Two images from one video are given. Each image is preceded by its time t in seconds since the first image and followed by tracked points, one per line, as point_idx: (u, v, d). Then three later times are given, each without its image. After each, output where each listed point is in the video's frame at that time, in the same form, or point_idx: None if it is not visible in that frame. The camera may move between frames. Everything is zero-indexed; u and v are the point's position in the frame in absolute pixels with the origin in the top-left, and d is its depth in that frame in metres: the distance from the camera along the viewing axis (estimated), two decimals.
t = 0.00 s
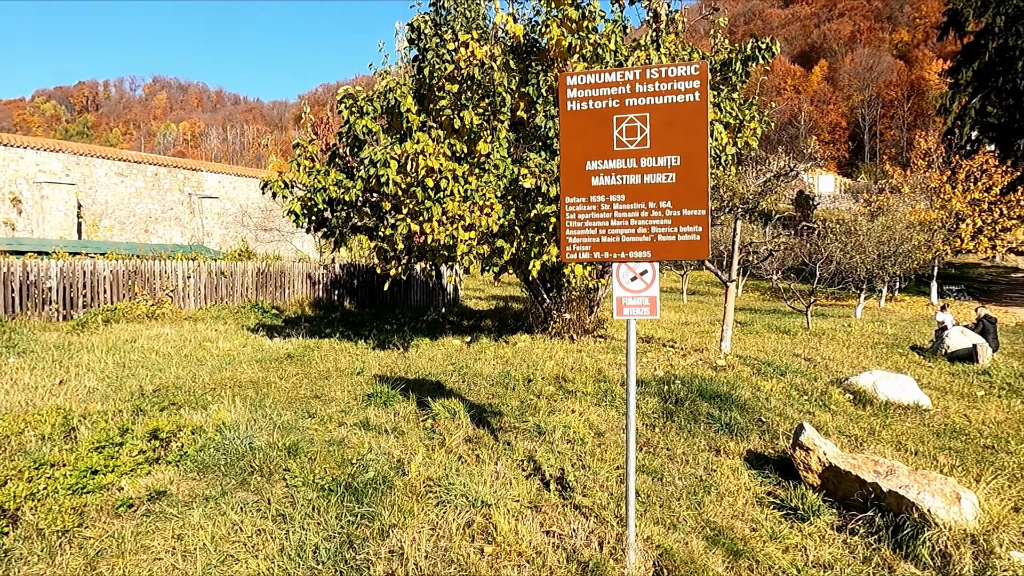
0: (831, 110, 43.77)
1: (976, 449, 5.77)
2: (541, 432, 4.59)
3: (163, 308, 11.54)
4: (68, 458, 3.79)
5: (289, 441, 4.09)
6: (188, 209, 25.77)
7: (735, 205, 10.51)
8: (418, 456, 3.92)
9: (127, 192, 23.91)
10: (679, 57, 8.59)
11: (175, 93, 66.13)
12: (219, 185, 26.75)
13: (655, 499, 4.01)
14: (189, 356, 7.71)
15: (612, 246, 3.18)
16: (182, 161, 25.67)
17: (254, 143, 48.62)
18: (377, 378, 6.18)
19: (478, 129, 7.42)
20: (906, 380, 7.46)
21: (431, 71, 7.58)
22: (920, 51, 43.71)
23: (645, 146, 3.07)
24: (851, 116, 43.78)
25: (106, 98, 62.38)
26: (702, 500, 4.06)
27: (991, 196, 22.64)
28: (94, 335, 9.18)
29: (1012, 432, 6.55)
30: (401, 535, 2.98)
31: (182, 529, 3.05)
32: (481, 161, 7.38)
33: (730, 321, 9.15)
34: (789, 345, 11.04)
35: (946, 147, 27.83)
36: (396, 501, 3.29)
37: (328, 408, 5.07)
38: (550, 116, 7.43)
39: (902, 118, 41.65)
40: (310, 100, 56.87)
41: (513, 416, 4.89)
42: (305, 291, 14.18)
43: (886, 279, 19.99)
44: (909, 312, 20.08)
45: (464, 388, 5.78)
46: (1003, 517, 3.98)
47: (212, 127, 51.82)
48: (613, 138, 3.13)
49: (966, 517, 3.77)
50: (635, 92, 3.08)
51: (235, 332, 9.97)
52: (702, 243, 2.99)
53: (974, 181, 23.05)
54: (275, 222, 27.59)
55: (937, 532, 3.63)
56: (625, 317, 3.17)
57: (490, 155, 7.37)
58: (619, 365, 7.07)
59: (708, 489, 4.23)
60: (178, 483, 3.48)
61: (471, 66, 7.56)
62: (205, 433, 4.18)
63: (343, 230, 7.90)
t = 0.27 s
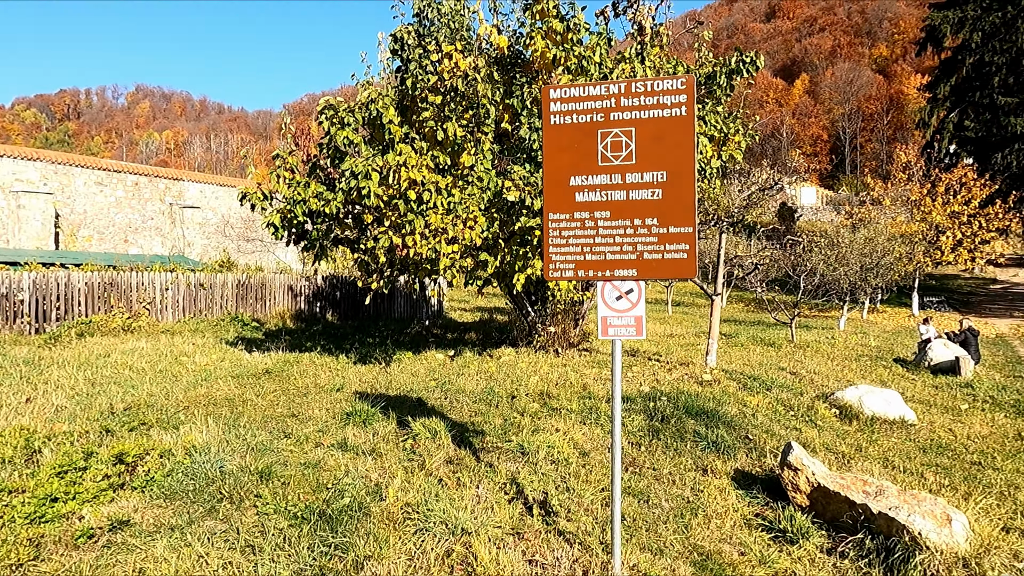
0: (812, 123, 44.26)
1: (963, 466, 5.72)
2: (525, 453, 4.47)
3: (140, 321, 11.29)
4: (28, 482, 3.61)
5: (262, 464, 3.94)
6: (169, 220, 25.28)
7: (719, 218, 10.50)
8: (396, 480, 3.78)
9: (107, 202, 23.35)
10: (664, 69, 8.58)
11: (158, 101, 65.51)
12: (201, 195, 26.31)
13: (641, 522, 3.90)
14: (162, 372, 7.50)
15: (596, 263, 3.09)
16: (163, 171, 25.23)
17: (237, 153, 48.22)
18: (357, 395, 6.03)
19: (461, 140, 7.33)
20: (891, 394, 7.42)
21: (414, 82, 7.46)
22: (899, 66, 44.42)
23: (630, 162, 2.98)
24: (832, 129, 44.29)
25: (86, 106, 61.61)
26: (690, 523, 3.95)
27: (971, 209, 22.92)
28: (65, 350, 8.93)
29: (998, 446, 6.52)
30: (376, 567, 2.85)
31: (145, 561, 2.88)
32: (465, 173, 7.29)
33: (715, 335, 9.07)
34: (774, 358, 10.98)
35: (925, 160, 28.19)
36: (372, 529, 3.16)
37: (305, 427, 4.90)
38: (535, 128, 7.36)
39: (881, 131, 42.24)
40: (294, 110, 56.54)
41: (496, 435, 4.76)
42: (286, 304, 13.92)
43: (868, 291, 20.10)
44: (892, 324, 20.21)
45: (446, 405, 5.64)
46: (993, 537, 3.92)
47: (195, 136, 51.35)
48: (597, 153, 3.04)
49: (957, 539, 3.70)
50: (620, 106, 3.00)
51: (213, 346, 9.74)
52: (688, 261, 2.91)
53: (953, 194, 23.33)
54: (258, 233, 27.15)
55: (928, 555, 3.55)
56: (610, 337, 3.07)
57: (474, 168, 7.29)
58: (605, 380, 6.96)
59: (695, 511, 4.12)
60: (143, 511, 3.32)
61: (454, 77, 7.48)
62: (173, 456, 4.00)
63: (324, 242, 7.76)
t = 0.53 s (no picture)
0: (795, 139, 44.72)
1: (948, 485, 5.64)
2: (503, 477, 4.33)
3: (115, 337, 11.02)
4: None
5: (229, 492, 3.76)
6: (150, 233, 24.75)
7: (704, 234, 10.46)
8: (368, 508, 3.63)
9: (87, 215, 22.75)
10: (647, 85, 8.57)
11: (143, 113, 65.04)
12: (183, 209, 25.82)
13: (622, 550, 3.77)
14: (134, 391, 7.28)
15: (573, 284, 2.98)
16: (145, 184, 24.74)
17: (222, 166, 47.88)
18: (334, 415, 5.87)
19: (443, 155, 7.24)
20: (875, 411, 7.34)
21: (395, 96, 7.36)
22: (880, 84, 45.11)
23: (608, 179, 2.89)
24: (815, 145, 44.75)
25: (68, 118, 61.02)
26: (673, 551, 3.82)
27: (952, 224, 23.15)
28: (34, 367, 8.66)
29: (983, 464, 6.46)
30: None
31: None
32: (447, 188, 7.20)
33: (700, 351, 8.98)
34: (759, 375, 10.90)
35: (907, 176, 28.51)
36: (340, 562, 3.02)
37: (276, 451, 4.73)
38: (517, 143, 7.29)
39: (863, 148, 42.76)
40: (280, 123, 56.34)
41: (474, 459, 4.62)
42: (267, 318, 13.77)
43: (852, 306, 20.17)
44: (876, 338, 20.27)
45: (425, 426, 5.48)
46: (982, 563, 3.82)
47: (179, 149, 50.96)
48: (574, 170, 2.95)
49: (946, 566, 3.55)
50: (597, 122, 2.91)
51: (189, 363, 9.49)
52: (668, 281, 2.83)
53: (934, 210, 23.57)
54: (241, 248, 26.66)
55: None
56: (588, 360, 2.95)
57: (455, 183, 7.20)
58: (588, 399, 6.84)
59: (678, 537, 4.00)
60: (97, 544, 3.14)
61: (436, 92, 7.40)
62: (134, 484, 3.81)
63: (302, 257, 7.61)
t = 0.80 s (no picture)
0: (787, 155, 45.00)
1: (945, 510, 5.51)
2: (487, 506, 4.19)
3: (98, 356, 10.83)
4: None
5: (199, 525, 3.60)
6: (141, 249, 24.30)
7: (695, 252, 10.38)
8: (345, 542, 3.48)
9: (76, 231, 22.38)
10: (637, 103, 8.52)
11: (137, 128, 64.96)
12: (175, 224, 25.36)
13: None
14: (112, 413, 7.10)
15: (555, 309, 2.88)
16: (136, 199, 24.37)
17: (215, 181, 47.73)
18: (316, 439, 5.71)
19: (431, 173, 7.14)
20: (869, 431, 7.20)
21: (381, 113, 7.27)
22: (869, 101, 45.52)
23: (591, 201, 2.80)
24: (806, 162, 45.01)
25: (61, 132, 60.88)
26: None
27: (942, 241, 23.22)
28: (13, 388, 8.46)
29: (979, 488, 6.34)
30: None
31: None
32: (434, 207, 7.10)
33: (692, 371, 8.85)
34: (752, 394, 10.78)
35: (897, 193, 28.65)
36: None
37: (253, 478, 4.57)
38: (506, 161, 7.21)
39: (854, 164, 43.04)
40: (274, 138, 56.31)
41: (459, 486, 4.47)
42: (255, 336, 13.58)
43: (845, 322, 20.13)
44: (869, 355, 20.21)
45: (409, 451, 5.34)
46: None
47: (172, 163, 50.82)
48: (556, 192, 2.86)
49: None
50: (580, 142, 2.82)
51: (172, 383, 9.28)
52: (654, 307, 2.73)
53: (925, 227, 23.65)
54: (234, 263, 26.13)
55: None
56: (571, 390, 2.83)
57: (443, 201, 7.09)
58: (577, 420, 6.71)
59: (668, 569, 3.85)
60: None
61: (424, 109, 7.32)
62: (99, 517, 3.65)
63: (287, 275, 7.49)
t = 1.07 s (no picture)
0: (782, 173, 45.20)
1: (945, 536, 5.40)
2: (477, 535, 4.07)
3: (87, 376, 10.69)
4: None
5: (178, 558, 3.49)
6: (136, 266, 24.14)
7: (691, 270, 10.33)
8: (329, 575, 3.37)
9: (71, 247, 22.19)
10: (631, 122, 8.52)
11: (136, 144, 65.12)
12: (170, 241, 25.22)
13: None
14: (98, 435, 6.97)
15: (544, 336, 2.82)
16: (131, 216, 24.22)
17: (212, 197, 47.71)
18: (304, 463, 5.59)
19: (424, 192, 7.09)
20: (868, 453, 7.07)
21: (374, 132, 7.24)
22: (863, 120, 45.83)
23: (580, 225, 2.74)
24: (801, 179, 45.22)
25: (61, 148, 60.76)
26: None
27: (937, 259, 23.26)
28: None
29: (983, 513, 6.22)
30: None
31: None
32: (427, 226, 7.05)
33: (688, 391, 8.75)
34: (749, 413, 10.66)
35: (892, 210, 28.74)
36: None
37: (238, 505, 4.47)
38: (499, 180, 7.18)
39: (848, 182, 43.24)
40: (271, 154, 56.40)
41: (449, 515, 4.35)
42: (247, 354, 13.44)
43: (842, 340, 20.06)
44: (866, 374, 20.13)
45: (399, 476, 5.24)
46: None
47: (171, 180, 50.93)
48: (545, 216, 2.80)
49: None
50: (569, 165, 2.77)
51: (162, 404, 9.13)
52: (646, 334, 2.67)
53: (920, 244, 23.69)
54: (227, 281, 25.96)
55: None
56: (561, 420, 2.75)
57: (436, 221, 7.02)
58: (572, 443, 6.61)
59: None
60: None
61: (416, 127, 7.28)
62: (75, 548, 3.54)
63: (279, 294, 7.42)
